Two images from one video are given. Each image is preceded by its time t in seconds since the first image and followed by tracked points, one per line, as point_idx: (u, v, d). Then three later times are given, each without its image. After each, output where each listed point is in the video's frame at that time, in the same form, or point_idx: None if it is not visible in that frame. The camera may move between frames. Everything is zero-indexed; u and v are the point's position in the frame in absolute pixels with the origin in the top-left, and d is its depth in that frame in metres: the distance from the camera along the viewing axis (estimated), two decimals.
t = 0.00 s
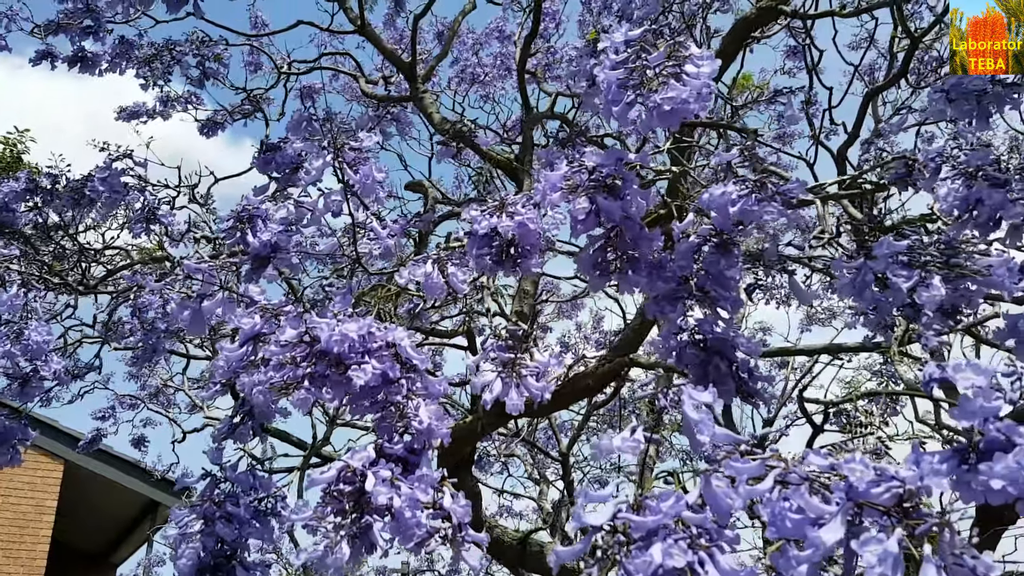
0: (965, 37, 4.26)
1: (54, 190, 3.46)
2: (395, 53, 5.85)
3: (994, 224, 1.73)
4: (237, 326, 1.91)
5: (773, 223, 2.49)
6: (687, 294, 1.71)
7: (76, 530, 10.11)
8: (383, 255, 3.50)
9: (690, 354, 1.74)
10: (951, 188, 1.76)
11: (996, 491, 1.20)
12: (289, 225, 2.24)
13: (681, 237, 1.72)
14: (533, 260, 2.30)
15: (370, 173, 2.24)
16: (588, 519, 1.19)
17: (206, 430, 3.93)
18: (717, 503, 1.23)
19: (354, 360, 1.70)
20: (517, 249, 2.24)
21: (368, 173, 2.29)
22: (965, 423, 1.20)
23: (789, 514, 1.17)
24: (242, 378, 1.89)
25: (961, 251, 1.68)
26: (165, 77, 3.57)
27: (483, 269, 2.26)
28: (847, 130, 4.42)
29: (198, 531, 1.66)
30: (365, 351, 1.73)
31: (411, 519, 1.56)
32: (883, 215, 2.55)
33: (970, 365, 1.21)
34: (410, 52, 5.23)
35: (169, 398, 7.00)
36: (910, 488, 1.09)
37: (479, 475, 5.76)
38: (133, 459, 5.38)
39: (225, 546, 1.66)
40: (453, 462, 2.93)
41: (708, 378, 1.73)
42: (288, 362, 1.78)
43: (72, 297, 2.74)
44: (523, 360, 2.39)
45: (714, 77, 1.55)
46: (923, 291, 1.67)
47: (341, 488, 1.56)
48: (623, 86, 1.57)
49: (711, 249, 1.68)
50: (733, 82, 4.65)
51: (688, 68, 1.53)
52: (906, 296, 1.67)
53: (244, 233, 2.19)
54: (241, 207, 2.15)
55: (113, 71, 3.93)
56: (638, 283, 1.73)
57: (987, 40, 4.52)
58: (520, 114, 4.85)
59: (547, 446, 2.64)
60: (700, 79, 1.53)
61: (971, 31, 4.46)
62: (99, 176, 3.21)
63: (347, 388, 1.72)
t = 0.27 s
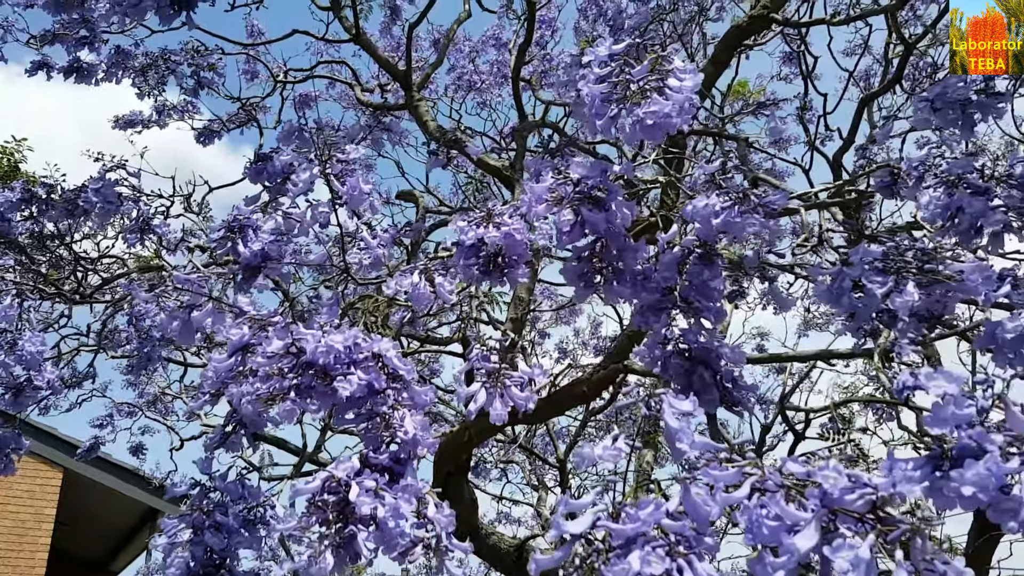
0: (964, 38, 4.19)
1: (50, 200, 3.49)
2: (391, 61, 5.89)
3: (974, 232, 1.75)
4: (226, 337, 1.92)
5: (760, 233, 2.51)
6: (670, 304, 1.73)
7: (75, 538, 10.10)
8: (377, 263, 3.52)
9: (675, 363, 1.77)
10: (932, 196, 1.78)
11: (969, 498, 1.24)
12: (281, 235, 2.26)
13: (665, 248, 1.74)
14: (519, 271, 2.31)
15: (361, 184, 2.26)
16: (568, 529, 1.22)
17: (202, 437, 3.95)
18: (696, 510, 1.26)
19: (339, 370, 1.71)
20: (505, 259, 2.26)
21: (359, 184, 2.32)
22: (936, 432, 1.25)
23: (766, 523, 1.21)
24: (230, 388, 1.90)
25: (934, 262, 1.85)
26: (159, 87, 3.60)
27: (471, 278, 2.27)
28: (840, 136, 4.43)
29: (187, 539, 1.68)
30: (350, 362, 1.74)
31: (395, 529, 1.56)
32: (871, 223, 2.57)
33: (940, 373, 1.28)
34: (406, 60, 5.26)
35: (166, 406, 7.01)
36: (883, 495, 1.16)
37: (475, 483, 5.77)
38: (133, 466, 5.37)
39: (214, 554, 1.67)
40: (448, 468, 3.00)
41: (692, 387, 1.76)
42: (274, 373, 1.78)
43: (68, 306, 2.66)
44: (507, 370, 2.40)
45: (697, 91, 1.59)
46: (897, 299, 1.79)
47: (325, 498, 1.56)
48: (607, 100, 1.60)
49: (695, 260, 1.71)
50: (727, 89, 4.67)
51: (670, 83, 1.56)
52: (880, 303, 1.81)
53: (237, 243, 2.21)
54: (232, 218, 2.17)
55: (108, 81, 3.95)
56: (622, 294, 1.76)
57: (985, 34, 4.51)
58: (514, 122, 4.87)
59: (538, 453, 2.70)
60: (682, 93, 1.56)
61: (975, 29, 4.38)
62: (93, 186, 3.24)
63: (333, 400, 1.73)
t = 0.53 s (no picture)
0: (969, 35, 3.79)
1: (47, 209, 3.51)
2: (388, 68, 5.92)
3: (960, 237, 1.77)
4: (219, 345, 1.94)
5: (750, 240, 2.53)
6: (659, 311, 1.75)
7: (75, 545, 10.11)
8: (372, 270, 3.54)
9: (664, 370, 1.79)
10: (918, 202, 1.80)
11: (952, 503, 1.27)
12: (275, 244, 2.28)
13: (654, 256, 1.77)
14: (510, 278, 2.32)
15: (355, 192, 2.28)
16: (553, 536, 1.24)
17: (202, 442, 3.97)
18: (682, 515, 1.28)
19: (330, 378, 1.72)
20: (496, 267, 2.27)
21: (352, 192, 2.33)
22: (921, 438, 1.27)
23: (750, 530, 1.23)
24: (222, 396, 1.91)
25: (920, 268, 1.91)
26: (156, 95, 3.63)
27: (461, 286, 2.27)
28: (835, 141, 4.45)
29: (182, 545, 1.70)
30: (341, 370, 1.74)
31: (385, 536, 1.57)
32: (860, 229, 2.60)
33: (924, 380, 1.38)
34: (403, 68, 5.28)
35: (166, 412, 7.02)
36: (865, 501, 1.20)
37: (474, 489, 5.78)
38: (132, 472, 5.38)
39: (208, 561, 1.69)
40: (448, 473, 3.10)
41: (681, 395, 1.78)
42: (266, 381, 1.79)
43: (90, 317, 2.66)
44: (495, 379, 2.43)
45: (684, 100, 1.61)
46: (883, 302, 1.84)
47: (316, 506, 1.57)
48: (596, 110, 1.62)
49: (683, 267, 1.73)
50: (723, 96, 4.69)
51: (658, 92, 1.58)
52: (866, 308, 1.87)
53: (231, 252, 2.23)
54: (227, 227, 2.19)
55: (106, 90, 3.98)
56: (612, 301, 1.80)
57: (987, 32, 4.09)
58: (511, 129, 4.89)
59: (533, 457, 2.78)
60: (670, 102, 1.58)
61: (974, 31, 4.09)
62: (90, 195, 3.25)
63: (324, 408, 1.74)
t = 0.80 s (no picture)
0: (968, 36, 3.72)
1: (47, 221, 3.53)
2: (386, 77, 5.96)
3: (945, 245, 1.80)
4: (214, 356, 1.96)
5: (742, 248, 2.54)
6: (649, 319, 1.77)
7: (76, 554, 10.11)
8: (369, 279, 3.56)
9: (655, 378, 1.82)
10: (904, 210, 1.83)
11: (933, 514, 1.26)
12: (271, 254, 2.30)
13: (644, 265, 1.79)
14: (504, 287, 2.34)
15: (348, 204, 2.31)
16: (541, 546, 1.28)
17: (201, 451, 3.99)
18: (669, 526, 1.29)
19: (322, 389, 1.72)
20: (488, 277, 2.28)
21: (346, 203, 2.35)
22: (903, 447, 1.28)
23: (734, 539, 1.26)
24: (217, 407, 1.92)
25: (907, 279, 1.96)
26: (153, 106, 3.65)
27: (455, 295, 2.29)
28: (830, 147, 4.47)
29: (177, 555, 1.72)
30: (333, 380, 1.75)
31: (376, 544, 1.57)
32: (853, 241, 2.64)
33: (904, 393, 1.40)
34: (401, 76, 5.31)
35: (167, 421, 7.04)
36: (846, 509, 1.22)
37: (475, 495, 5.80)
38: (134, 481, 5.39)
39: (202, 572, 1.70)
40: (448, 481, 3.14)
41: (672, 403, 1.81)
42: (259, 392, 1.81)
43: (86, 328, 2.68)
44: (487, 388, 2.44)
45: (671, 111, 1.63)
46: (870, 313, 1.87)
47: (308, 515, 1.59)
48: (583, 121, 1.64)
49: (673, 276, 1.75)
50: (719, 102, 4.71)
51: (645, 103, 1.61)
52: (853, 318, 1.89)
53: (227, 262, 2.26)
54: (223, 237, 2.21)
55: (106, 101, 4.01)
56: (602, 309, 1.82)
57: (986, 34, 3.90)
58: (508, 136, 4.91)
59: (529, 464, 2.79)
60: (656, 113, 1.60)
61: (973, 31, 4.01)
62: (88, 207, 3.28)
63: (317, 418, 1.75)
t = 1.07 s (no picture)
0: (968, 35, 3.80)
1: (45, 234, 3.55)
2: (384, 86, 5.99)
3: (929, 254, 1.82)
4: (209, 368, 1.97)
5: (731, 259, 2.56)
6: (638, 329, 1.79)
7: (77, 565, 10.10)
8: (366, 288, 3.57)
9: (646, 387, 1.83)
10: (890, 220, 1.86)
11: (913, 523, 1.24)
12: (266, 266, 2.33)
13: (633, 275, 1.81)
14: (497, 297, 2.36)
15: (340, 216, 2.33)
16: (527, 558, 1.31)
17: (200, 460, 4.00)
18: (654, 535, 1.29)
19: (315, 402, 1.73)
20: (481, 287, 2.30)
21: (339, 215, 2.37)
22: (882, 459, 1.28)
23: (718, 549, 1.29)
24: (211, 418, 1.94)
25: (890, 292, 1.98)
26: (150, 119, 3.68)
27: (448, 306, 2.31)
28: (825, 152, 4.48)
29: (173, 567, 1.73)
30: (326, 392, 1.76)
31: (367, 555, 1.58)
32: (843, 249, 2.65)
33: (884, 404, 1.39)
34: (397, 86, 5.35)
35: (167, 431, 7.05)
36: (827, 520, 1.23)
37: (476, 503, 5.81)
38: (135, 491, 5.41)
39: None
40: (447, 489, 3.17)
41: (663, 413, 1.82)
42: (252, 404, 1.82)
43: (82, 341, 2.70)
44: (478, 398, 2.46)
45: (657, 122, 1.66)
46: (854, 326, 1.88)
47: (300, 526, 1.60)
48: (571, 132, 1.67)
49: (662, 286, 1.77)
50: (713, 109, 4.74)
51: (632, 114, 1.64)
52: (837, 331, 1.90)
53: (222, 273, 2.28)
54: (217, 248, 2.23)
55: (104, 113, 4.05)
56: (593, 319, 1.83)
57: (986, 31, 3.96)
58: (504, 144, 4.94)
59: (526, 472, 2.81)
60: (643, 124, 1.63)
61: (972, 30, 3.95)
62: (85, 220, 3.30)
63: (309, 430, 1.76)
